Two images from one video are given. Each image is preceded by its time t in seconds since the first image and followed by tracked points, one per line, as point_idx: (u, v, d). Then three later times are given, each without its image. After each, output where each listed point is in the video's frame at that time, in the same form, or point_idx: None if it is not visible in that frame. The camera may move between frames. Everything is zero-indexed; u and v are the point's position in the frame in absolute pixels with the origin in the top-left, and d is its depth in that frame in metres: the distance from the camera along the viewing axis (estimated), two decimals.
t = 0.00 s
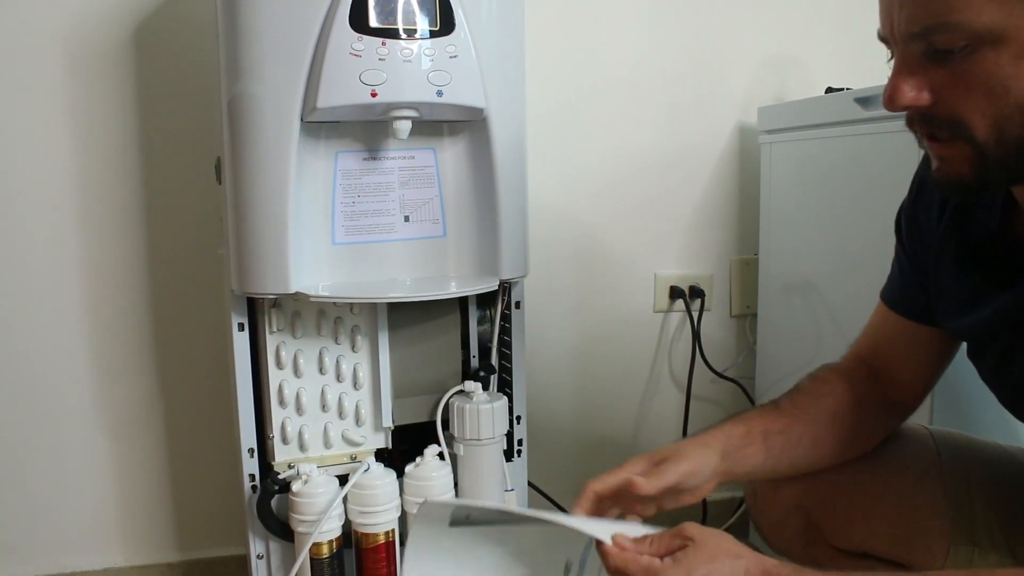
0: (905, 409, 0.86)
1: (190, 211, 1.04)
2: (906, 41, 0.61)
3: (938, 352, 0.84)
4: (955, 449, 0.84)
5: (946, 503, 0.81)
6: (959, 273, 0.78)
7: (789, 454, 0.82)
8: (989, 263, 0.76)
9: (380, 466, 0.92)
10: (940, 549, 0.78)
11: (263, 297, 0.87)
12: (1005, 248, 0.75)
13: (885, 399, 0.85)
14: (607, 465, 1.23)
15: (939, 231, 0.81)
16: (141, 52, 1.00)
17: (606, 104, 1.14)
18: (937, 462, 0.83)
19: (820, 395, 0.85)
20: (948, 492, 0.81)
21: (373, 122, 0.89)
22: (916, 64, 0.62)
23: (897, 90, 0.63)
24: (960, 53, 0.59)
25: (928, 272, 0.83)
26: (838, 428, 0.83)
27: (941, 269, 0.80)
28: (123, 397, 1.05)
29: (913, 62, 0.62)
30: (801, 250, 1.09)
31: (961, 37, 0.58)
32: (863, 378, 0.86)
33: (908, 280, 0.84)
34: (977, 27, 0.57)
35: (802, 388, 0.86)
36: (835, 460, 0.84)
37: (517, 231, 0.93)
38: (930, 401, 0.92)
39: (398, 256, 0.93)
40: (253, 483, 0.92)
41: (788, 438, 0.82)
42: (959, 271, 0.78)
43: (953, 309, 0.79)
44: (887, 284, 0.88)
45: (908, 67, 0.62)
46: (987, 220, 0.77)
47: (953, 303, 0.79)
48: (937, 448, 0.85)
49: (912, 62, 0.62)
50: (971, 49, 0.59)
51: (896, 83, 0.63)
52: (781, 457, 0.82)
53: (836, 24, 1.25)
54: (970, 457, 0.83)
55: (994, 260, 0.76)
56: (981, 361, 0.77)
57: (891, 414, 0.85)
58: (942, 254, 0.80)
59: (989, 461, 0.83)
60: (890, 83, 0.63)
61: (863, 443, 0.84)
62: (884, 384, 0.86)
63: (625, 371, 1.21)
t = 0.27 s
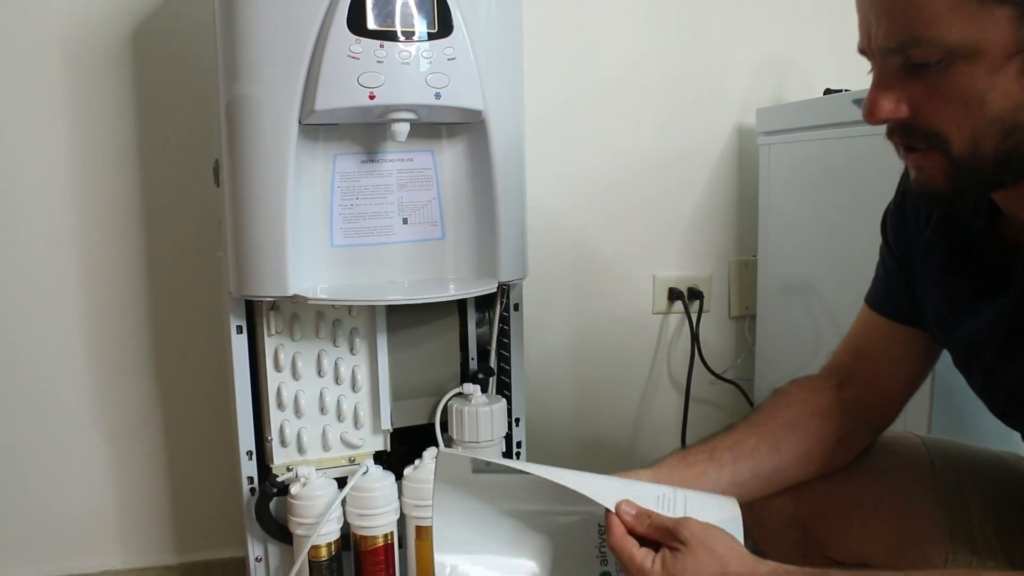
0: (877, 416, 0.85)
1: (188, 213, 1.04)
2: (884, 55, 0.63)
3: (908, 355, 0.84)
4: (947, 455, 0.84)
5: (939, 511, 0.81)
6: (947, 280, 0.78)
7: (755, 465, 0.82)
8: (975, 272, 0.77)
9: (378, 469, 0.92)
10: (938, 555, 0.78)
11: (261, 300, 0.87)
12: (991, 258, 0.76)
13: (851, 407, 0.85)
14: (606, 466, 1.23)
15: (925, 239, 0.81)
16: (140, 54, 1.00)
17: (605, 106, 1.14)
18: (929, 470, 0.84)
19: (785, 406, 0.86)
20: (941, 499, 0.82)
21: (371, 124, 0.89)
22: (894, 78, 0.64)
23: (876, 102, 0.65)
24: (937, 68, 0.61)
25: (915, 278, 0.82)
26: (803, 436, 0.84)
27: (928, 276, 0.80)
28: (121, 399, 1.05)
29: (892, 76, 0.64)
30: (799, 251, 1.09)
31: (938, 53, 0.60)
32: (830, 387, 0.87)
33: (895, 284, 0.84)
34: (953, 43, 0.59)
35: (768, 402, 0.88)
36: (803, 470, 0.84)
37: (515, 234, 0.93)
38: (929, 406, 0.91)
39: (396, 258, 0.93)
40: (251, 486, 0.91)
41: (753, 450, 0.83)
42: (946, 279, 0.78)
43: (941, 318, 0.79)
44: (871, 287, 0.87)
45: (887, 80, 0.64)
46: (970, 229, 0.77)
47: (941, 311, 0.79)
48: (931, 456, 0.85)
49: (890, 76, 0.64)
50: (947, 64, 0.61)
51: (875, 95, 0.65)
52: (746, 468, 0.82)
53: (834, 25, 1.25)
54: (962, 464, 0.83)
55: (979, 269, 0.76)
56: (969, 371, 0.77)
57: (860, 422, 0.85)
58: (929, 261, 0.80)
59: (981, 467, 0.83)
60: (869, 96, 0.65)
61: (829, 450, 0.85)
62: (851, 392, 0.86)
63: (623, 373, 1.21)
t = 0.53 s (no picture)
0: (871, 425, 0.84)
1: (186, 214, 1.04)
2: (859, 75, 0.63)
3: (900, 361, 0.84)
4: (941, 461, 0.84)
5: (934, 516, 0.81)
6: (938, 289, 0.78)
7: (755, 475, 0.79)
8: (965, 283, 0.77)
9: (376, 472, 0.92)
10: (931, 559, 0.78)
11: (259, 303, 0.87)
12: (980, 269, 0.76)
13: (846, 415, 0.84)
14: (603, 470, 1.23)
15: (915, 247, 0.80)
16: (138, 56, 1.00)
17: (604, 109, 1.14)
18: (923, 476, 0.84)
19: (779, 419, 0.85)
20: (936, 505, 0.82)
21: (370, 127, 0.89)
22: (871, 98, 0.64)
23: (856, 122, 0.65)
24: (910, 87, 0.61)
25: (906, 287, 0.82)
26: (800, 446, 0.82)
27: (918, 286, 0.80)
28: (119, 401, 1.05)
29: (868, 96, 0.64)
30: (797, 256, 1.09)
31: (909, 72, 0.60)
32: (823, 398, 0.85)
33: (886, 293, 0.84)
34: (924, 63, 0.59)
35: (761, 416, 0.86)
36: (802, 481, 0.82)
37: (513, 237, 0.93)
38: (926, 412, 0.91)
39: (394, 261, 0.93)
40: (248, 489, 0.91)
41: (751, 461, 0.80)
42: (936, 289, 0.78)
43: (932, 327, 0.78)
44: (862, 296, 0.87)
45: (864, 100, 0.64)
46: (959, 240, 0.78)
47: (931, 321, 0.78)
48: (924, 463, 0.85)
49: (867, 96, 0.64)
50: (920, 83, 0.61)
51: (853, 115, 0.65)
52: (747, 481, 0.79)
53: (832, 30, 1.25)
54: (956, 469, 0.84)
55: (968, 280, 0.77)
56: (960, 381, 0.77)
57: (855, 431, 0.84)
58: (919, 270, 0.80)
59: (975, 472, 0.83)
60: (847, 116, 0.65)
61: (826, 458, 0.83)
62: (845, 401, 0.85)
63: (621, 376, 1.21)
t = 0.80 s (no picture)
0: (859, 429, 0.85)
1: (182, 219, 1.04)
2: (843, 88, 0.63)
3: (890, 368, 0.84)
4: (932, 468, 0.84)
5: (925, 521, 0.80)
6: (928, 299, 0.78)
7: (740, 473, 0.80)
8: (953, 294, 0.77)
9: (371, 478, 0.92)
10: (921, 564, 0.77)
11: (254, 309, 0.87)
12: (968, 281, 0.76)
13: (833, 418, 0.85)
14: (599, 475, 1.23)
15: (906, 256, 0.81)
16: (135, 60, 1.00)
17: (601, 114, 1.14)
18: (914, 483, 0.83)
19: (768, 420, 0.85)
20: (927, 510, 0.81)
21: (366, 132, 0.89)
22: (856, 110, 0.64)
23: (839, 136, 0.65)
24: (893, 100, 0.61)
25: (896, 297, 0.83)
26: (787, 447, 0.83)
27: (908, 297, 0.80)
28: (114, 405, 1.05)
29: (853, 108, 0.64)
30: (794, 262, 1.09)
31: (892, 86, 0.60)
32: (812, 401, 0.86)
33: (877, 303, 0.84)
34: (906, 76, 0.60)
35: (752, 418, 0.87)
36: (787, 480, 0.83)
37: (509, 243, 0.93)
38: (922, 419, 0.91)
39: (390, 267, 0.92)
40: (244, 495, 0.91)
41: (737, 459, 0.81)
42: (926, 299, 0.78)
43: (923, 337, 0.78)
44: (853, 306, 0.87)
45: (848, 113, 0.64)
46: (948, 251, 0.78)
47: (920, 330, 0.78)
48: (915, 468, 0.84)
49: (851, 109, 0.64)
50: (903, 96, 0.61)
51: (838, 128, 0.65)
52: (731, 478, 0.80)
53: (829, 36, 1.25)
54: (949, 477, 0.83)
55: (957, 291, 0.77)
56: (951, 390, 0.77)
57: (843, 434, 0.85)
58: (909, 281, 0.80)
59: (967, 480, 0.83)
60: (832, 129, 0.65)
61: (814, 459, 0.83)
62: (833, 404, 0.85)
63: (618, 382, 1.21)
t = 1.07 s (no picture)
0: (853, 436, 0.84)
1: (178, 223, 1.04)
2: (836, 97, 0.63)
3: (885, 376, 0.84)
4: (926, 477, 0.84)
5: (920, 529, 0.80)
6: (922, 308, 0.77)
7: (735, 482, 0.79)
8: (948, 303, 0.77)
9: (366, 484, 0.92)
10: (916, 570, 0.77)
11: (250, 314, 0.87)
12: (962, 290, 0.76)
13: (827, 426, 0.84)
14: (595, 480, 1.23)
15: (902, 264, 0.81)
16: (132, 62, 1.00)
17: (598, 119, 1.14)
18: (909, 491, 0.83)
19: (762, 428, 0.85)
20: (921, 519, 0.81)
21: (363, 137, 0.89)
22: (848, 119, 0.63)
23: (832, 143, 0.65)
24: (885, 110, 0.61)
25: (891, 306, 0.83)
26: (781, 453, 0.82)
27: (903, 306, 0.80)
28: (109, 409, 1.04)
29: (845, 117, 0.64)
30: (791, 269, 1.09)
31: (885, 95, 0.60)
32: (807, 410, 0.86)
33: (872, 312, 0.84)
34: (899, 86, 0.59)
35: (745, 427, 0.86)
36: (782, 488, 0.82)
37: (506, 249, 0.92)
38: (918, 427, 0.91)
39: (386, 272, 0.92)
40: (239, 500, 0.91)
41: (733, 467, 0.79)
42: (920, 308, 0.78)
43: (917, 346, 0.78)
44: (849, 313, 0.87)
45: (840, 122, 0.64)
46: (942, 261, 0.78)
47: (915, 339, 0.78)
48: (909, 477, 0.84)
49: (843, 118, 0.63)
50: (896, 106, 0.61)
51: (831, 137, 0.65)
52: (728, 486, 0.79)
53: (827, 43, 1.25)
54: (943, 485, 0.83)
55: (951, 300, 0.77)
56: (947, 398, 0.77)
57: (836, 442, 0.84)
58: (904, 290, 0.80)
59: (962, 489, 0.83)
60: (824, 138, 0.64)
61: (809, 466, 0.82)
62: (827, 412, 0.85)
63: (614, 387, 1.21)
